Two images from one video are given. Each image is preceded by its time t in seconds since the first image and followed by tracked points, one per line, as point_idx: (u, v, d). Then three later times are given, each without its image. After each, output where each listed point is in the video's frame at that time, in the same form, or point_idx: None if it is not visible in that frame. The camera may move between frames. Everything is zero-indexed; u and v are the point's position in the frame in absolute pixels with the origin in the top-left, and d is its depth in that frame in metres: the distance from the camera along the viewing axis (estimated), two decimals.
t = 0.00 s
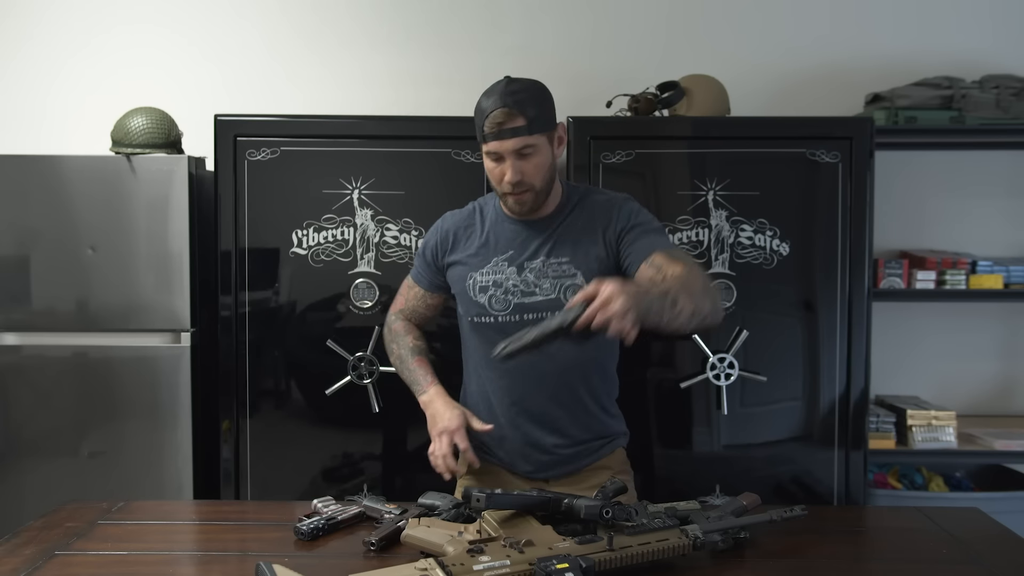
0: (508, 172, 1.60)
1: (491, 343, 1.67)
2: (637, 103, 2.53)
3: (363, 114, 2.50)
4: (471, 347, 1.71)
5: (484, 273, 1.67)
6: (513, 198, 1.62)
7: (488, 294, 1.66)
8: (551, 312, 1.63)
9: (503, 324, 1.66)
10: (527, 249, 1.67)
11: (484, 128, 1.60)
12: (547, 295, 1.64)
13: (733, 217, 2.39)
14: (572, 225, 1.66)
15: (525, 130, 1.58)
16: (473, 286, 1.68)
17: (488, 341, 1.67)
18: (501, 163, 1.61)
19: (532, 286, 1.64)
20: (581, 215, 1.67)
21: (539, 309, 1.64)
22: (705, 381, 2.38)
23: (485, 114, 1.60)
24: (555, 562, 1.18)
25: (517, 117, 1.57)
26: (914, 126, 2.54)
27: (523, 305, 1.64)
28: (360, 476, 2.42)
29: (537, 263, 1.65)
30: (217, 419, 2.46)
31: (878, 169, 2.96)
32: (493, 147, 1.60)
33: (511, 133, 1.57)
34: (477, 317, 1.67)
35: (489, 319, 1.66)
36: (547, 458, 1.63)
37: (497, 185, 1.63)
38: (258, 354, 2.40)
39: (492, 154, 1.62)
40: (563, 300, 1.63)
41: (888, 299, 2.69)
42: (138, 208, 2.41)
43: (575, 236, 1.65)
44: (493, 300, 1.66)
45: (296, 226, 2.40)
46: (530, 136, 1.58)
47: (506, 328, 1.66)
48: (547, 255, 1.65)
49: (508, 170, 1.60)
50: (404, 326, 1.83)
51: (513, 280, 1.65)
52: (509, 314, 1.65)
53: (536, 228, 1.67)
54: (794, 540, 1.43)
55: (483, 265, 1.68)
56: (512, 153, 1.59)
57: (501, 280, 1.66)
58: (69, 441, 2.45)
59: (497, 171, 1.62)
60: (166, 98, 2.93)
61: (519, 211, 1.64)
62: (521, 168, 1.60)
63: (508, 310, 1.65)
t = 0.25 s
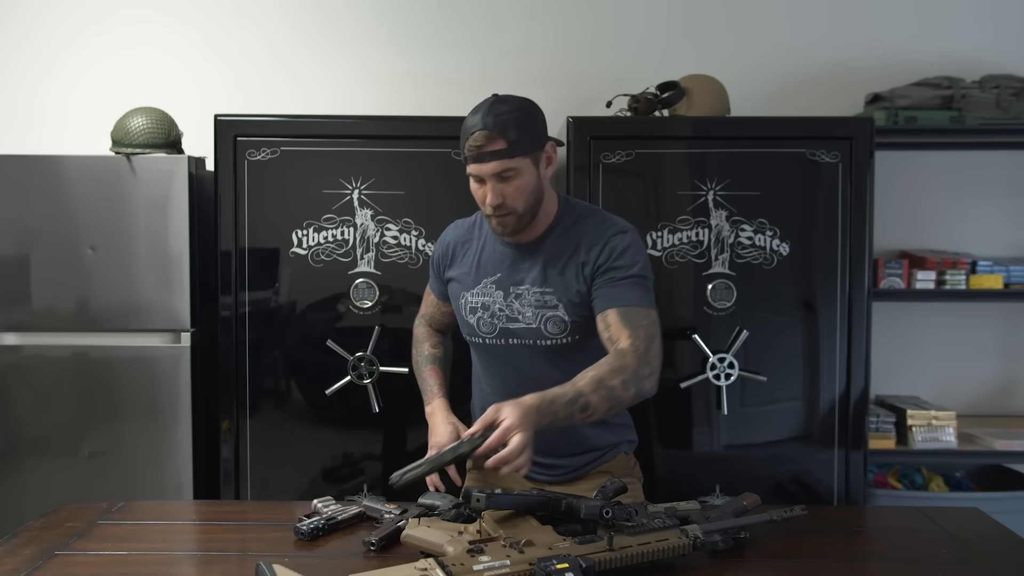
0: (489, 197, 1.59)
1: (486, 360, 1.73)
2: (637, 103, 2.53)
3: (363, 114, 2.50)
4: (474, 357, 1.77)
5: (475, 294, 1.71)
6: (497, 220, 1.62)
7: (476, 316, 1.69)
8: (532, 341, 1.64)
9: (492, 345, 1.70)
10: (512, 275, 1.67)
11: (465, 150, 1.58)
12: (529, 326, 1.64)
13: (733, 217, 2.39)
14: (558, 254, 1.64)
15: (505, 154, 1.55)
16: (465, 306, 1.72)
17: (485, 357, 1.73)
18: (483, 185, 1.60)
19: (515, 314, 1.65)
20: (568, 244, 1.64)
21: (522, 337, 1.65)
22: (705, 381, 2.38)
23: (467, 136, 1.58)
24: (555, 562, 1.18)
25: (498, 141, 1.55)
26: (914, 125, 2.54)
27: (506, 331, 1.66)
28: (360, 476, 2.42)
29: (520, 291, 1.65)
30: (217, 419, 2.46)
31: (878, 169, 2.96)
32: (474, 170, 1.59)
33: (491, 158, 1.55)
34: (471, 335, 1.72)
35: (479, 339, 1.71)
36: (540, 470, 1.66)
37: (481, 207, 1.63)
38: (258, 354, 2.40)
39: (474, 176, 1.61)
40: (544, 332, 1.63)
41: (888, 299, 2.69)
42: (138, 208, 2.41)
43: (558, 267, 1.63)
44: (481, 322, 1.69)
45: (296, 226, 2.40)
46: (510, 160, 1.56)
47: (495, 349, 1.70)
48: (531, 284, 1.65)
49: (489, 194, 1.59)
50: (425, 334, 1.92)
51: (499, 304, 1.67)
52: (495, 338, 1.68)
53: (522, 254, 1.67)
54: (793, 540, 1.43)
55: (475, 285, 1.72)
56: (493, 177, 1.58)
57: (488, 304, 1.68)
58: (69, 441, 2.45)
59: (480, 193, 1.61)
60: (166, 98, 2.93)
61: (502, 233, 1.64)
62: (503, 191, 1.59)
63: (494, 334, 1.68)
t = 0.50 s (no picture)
0: (475, 200, 1.58)
1: (480, 358, 1.73)
2: (637, 103, 2.53)
3: (363, 114, 2.50)
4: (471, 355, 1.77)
5: (467, 294, 1.71)
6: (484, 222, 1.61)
7: (468, 316, 1.70)
8: (521, 341, 1.65)
9: (484, 344, 1.70)
10: (502, 275, 1.67)
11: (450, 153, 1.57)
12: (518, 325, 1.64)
13: (733, 217, 2.39)
14: (545, 253, 1.63)
15: (490, 157, 1.53)
16: (458, 306, 1.73)
17: (479, 356, 1.73)
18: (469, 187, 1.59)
19: (506, 313, 1.65)
20: (555, 243, 1.63)
21: (512, 337, 1.65)
22: (705, 381, 2.38)
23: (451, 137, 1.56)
24: (555, 562, 1.18)
25: (482, 144, 1.53)
26: (914, 126, 2.54)
27: (496, 331, 1.66)
28: (360, 476, 2.42)
29: (511, 291, 1.65)
30: (217, 419, 2.46)
31: (879, 169, 2.96)
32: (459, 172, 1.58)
33: (475, 161, 1.54)
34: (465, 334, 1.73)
35: (471, 338, 1.71)
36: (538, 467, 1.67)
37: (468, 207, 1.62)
38: (258, 354, 2.40)
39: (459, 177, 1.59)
40: (533, 332, 1.63)
41: (888, 299, 2.69)
42: (138, 208, 2.41)
43: (545, 267, 1.63)
44: (473, 322, 1.69)
45: (296, 226, 2.40)
46: (494, 163, 1.54)
47: (487, 348, 1.70)
48: (520, 284, 1.65)
49: (475, 197, 1.58)
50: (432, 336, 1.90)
51: (490, 304, 1.68)
52: (486, 337, 1.68)
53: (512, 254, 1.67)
54: (793, 540, 1.43)
55: (467, 285, 1.72)
56: (478, 180, 1.57)
57: (480, 304, 1.69)
58: (69, 441, 2.45)
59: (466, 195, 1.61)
60: (166, 98, 2.93)
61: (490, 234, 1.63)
62: (489, 194, 1.58)
63: (485, 333, 1.68)
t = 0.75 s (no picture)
0: (531, 120, 1.62)
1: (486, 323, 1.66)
2: (637, 103, 2.53)
3: (363, 114, 2.50)
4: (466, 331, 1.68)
5: (484, 249, 1.67)
6: (525, 147, 1.63)
7: (488, 269, 1.65)
8: (549, 292, 1.65)
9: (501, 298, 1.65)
10: (529, 230, 1.68)
11: (512, 80, 1.67)
12: (549, 275, 1.66)
13: (733, 217, 2.39)
14: (577, 214, 1.70)
15: (551, 83, 1.67)
16: (472, 262, 1.66)
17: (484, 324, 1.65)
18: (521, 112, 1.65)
19: (534, 265, 1.66)
20: (585, 209, 1.72)
21: (540, 288, 1.65)
22: (705, 381, 2.38)
23: (512, 70, 1.69)
24: (552, 565, 1.17)
25: (547, 70, 1.68)
26: (914, 125, 2.54)
27: (522, 282, 1.65)
28: (360, 476, 2.42)
29: (540, 245, 1.67)
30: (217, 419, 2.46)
31: (878, 169, 2.96)
32: (519, 94, 1.66)
33: (539, 82, 1.66)
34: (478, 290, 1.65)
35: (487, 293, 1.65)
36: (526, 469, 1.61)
37: (510, 137, 1.65)
38: (258, 354, 2.40)
39: (514, 101, 1.66)
40: (567, 282, 1.65)
41: (888, 299, 2.69)
42: (138, 208, 2.41)
43: (575, 226, 1.68)
44: (493, 275, 1.65)
45: (296, 226, 2.40)
46: (510, 132, 1.66)
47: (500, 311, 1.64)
48: (548, 237, 1.68)
49: (530, 116, 1.63)
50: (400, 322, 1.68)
51: (513, 257, 1.66)
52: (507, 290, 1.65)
53: (539, 206, 1.70)
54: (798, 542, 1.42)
55: (483, 241, 1.68)
56: (536, 101, 1.65)
57: (502, 258, 1.66)
58: (69, 441, 2.45)
59: (517, 119, 1.65)
60: (166, 98, 2.93)
61: (529, 164, 1.63)
62: (542, 120, 1.64)
63: (507, 286, 1.65)
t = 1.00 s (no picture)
0: (528, 118, 1.63)
1: (484, 323, 1.65)
2: (637, 103, 2.53)
3: (363, 114, 2.50)
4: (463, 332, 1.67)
5: (482, 250, 1.66)
6: (521, 146, 1.62)
7: (486, 270, 1.64)
8: (550, 292, 1.64)
9: (499, 300, 1.64)
10: (528, 230, 1.67)
11: (508, 79, 1.68)
12: (549, 276, 1.64)
13: (733, 217, 2.39)
14: (577, 212, 1.69)
15: (548, 82, 1.67)
16: (470, 262, 1.65)
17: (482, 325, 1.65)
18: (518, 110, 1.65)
19: (533, 265, 1.64)
20: (585, 206, 1.70)
21: (540, 288, 1.64)
22: (705, 381, 2.38)
23: (509, 68, 1.69)
24: (552, 564, 1.17)
25: (544, 69, 1.68)
26: (914, 125, 2.54)
27: (521, 282, 1.64)
28: (360, 476, 2.42)
29: (540, 243, 1.66)
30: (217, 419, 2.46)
31: (879, 169, 2.96)
32: (515, 93, 1.66)
33: (537, 80, 1.66)
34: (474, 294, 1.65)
35: (485, 294, 1.64)
36: (526, 469, 1.62)
37: (509, 135, 1.64)
38: (258, 354, 2.40)
39: (511, 99, 1.67)
40: (568, 283, 1.64)
41: (888, 299, 2.69)
42: (138, 208, 2.41)
43: (575, 226, 1.67)
44: (491, 277, 1.64)
45: (296, 226, 2.40)
46: (510, 127, 1.65)
47: (499, 311, 1.64)
48: (548, 238, 1.66)
49: (526, 115, 1.63)
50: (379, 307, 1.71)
51: (512, 258, 1.65)
52: (505, 292, 1.64)
53: (537, 205, 1.69)
54: (796, 542, 1.43)
55: (481, 242, 1.66)
56: (533, 99, 1.65)
57: (501, 258, 1.64)
58: (69, 441, 2.45)
59: (514, 119, 1.65)
60: (166, 98, 2.93)
61: (524, 163, 1.63)
62: (540, 118, 1.64)
63: (505, 288, 1.64)
